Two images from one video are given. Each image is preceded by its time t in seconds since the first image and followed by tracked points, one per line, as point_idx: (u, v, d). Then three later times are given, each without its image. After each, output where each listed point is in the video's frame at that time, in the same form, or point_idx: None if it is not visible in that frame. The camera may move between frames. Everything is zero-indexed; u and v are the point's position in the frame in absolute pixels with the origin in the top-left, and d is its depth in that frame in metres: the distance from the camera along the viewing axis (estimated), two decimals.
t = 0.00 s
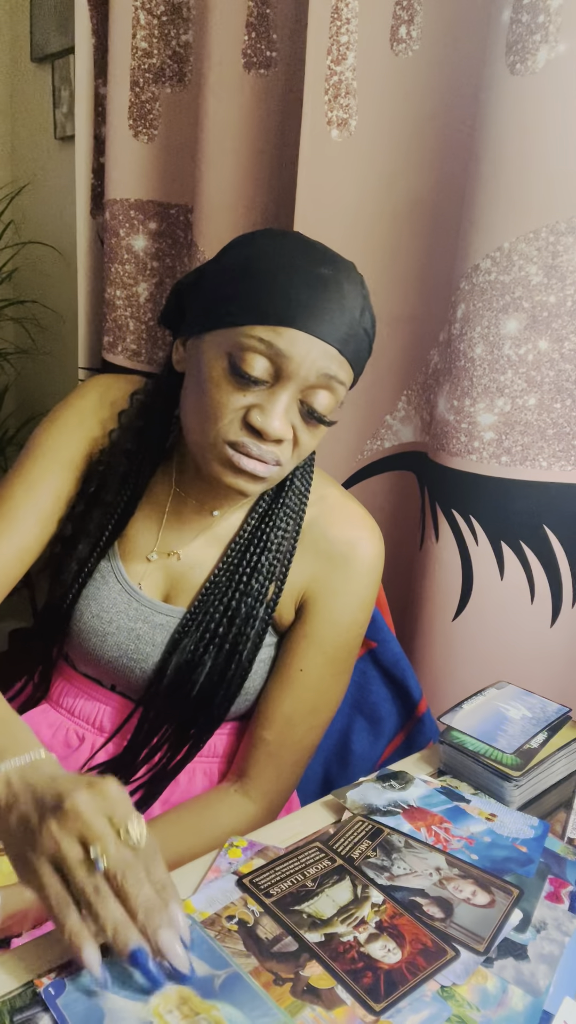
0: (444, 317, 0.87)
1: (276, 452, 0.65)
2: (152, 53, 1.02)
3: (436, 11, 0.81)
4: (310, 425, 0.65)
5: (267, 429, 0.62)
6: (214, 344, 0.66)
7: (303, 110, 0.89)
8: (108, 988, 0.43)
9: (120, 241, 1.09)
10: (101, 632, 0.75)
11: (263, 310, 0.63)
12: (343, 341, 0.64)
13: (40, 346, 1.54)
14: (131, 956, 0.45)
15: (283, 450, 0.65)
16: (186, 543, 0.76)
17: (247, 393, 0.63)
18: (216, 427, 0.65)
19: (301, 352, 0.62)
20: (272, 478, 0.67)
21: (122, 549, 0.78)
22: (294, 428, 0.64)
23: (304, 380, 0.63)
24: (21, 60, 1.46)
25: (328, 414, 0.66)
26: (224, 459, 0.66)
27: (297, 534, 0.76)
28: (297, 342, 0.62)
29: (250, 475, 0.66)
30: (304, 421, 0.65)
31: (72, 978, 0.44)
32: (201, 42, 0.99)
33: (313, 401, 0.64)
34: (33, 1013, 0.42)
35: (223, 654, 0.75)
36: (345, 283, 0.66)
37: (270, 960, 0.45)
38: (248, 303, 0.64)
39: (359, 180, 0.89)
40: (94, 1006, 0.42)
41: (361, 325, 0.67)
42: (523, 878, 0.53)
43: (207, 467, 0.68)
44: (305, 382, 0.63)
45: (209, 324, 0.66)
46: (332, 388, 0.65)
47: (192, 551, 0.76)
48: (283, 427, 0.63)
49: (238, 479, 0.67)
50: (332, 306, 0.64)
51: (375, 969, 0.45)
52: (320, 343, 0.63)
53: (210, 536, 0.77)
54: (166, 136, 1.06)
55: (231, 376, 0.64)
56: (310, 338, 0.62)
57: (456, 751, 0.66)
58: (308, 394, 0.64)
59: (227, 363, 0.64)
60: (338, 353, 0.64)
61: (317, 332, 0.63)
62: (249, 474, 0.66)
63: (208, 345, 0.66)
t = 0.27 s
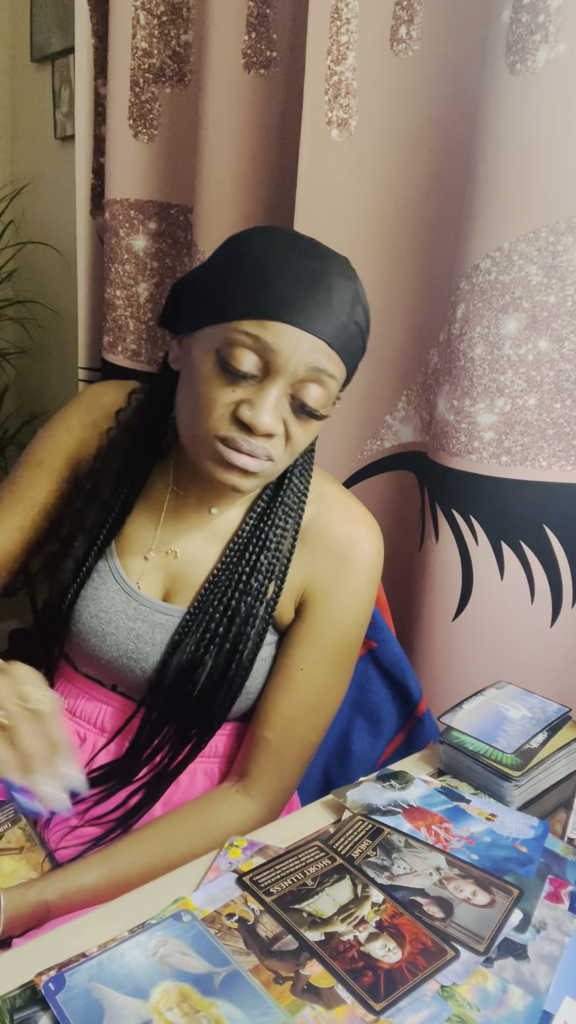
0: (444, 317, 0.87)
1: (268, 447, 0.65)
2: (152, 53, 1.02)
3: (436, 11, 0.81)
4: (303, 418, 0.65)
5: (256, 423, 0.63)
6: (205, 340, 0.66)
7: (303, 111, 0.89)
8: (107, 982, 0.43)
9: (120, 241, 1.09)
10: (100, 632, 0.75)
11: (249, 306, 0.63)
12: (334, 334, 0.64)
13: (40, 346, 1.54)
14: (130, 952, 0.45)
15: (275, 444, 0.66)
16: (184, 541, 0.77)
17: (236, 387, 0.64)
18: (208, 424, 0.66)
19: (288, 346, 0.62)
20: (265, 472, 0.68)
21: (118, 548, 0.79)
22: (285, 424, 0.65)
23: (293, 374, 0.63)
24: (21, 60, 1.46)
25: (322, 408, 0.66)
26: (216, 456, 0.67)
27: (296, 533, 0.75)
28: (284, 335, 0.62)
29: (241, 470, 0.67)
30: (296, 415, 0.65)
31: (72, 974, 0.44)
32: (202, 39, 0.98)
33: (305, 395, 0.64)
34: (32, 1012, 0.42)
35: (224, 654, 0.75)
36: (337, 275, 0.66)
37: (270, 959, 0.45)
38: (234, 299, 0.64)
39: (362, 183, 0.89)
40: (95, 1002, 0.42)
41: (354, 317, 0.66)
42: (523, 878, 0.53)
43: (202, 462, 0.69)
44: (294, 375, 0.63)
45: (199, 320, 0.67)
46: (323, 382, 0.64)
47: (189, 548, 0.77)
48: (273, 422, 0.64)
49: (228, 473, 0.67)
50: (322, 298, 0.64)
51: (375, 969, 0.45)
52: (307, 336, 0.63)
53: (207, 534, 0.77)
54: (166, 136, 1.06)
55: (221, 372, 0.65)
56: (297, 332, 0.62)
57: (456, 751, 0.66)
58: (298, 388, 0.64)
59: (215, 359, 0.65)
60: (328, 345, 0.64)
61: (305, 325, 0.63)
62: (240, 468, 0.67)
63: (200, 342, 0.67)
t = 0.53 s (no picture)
0: (444, 317, 0.88)
1: (227, 429, 0.67)
2: (152, 53, 1.03)
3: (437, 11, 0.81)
4: (263, 402, 0.65)
5: (214, 409, 0.65)
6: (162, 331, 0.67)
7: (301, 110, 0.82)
8: (107, 982, 0.43)
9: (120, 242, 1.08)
10: (83, 619, 0.76)
11: (207, 293, 0.63)
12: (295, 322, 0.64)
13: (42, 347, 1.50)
14: (130, 952, 0.45)
15: (235, 428, 0.67)
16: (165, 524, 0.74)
17: (194, 374, 0.65)
18: (171, 410, 0.69)
19: (239, 332, 0.63)
20: (228, 457, 0.69)
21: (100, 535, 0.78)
22: (245, 407, 0.65)
23: (246, 358, 0.64)
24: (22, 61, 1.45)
25: (282, 391, 0.65)
26: (180, 442, 0.70)
27: (271, 510, 0.72)
28: (235, 321, 0.63)
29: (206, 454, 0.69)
30: (255, 398, 0.65)
31: (71, 974, 0.43)
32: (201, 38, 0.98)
33: (264, 378, 0.64)
34: (32, 1012, 0.42)
35: (201, 637, 0.73)
36: (304, 261, 0.65)
37: (270, 960, 0.45)
38: (194, 288, 0.64)
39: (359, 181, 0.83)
40: (95, 1003, 0.42)
41: (318, 304, 0.65)
42: (523, 878, 0.53)
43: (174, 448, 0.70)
44: (249, 360, 0.64)
45: (164, 314, 0.66)
46: (280, 366, 0.64)
47: (171, 533, 0.74)
48: (231, 407, 0.65)
49: (192, 456, 0.70)
50: (287, 287, 0.63)
51: (375, 969, 0.45)
52: (261, 323, 0.63)
53: (185, 519, 0.74)
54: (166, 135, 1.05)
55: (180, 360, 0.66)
56: (249, 318, 0.63)
57: (455, 751, 0.66)
58: (256, 371, 0.64)
59: (173, 347, 0.66)
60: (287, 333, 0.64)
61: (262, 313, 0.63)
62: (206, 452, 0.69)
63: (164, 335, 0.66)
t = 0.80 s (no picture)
0: (444, 317, 0.90)
1: (181, 408, 0.61)
2: (152, 53, 1.02)
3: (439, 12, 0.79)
4: (214, 380, 0.60)
5: (165, 388, 0.59)
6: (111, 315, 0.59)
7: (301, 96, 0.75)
8: (107, 982, 0.43)
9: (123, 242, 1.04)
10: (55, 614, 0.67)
11: (145, 270, 0.57)
12: (241, 300, 0.58)
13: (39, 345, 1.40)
14: (130, 952, 0.45)
15: (190, 408, 0.61)
16: (134, 510, 0.66)
17: (143, 358, 0.58)
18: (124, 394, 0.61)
19: (183, 309, 0.57)
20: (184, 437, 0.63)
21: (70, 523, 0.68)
22: (197, 384, 0.60)
23: (193, 336, 0.58)
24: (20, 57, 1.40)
25: (232, 369, 0.61)
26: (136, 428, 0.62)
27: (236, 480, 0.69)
28: (177, 298, 0.57)
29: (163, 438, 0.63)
30: (206, 380, 0.60)
31: (71, 974, 0.43)
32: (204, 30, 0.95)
33: (213, 359, 0.59)
34: (32, 1012, 0.42)
35: (177, 616, 0.68)
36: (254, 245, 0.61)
37: (270, 960, 0.45)
38: (129, 261, 0.57)
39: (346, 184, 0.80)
40: (95, 1003, 0.42)
41: (265, 281, 0.60)
42: (523, 877, 0.53)
43: (127, 439, 0.63)
44: (195, 342, 0.58)
45: (102, 292, 0.59)
46: (227, 345, 0.59)
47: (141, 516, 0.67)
48: (183, 386, 0.59)
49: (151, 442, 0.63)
50: (233, 265, 0.58)
51: (375, 969, 0.45)
52: (203, 301, 0.57)
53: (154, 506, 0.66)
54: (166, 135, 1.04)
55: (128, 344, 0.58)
56: (190, 296, 0.57)
57: (455, 751, 0.66)
58: (204, 352, 0.59)
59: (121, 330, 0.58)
60: (232, 312, 0.58)
61: (205, 291, 0.57)
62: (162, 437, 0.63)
63: (111, 318, 0.59)
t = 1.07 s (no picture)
0: (444, 317, 0.87)
1: (159, 399, 0.65)
2: (152, 53, 1.02)
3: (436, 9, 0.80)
4: (191, 369, 0.64)
5: (142, 379, 0.63)
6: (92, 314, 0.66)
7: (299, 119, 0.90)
8: (107, 982, 0.43)
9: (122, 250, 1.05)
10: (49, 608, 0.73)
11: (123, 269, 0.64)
12: (215, 292, 0.64)
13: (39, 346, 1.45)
14: (130, 952, 0.45)
15: (167, 397, 0.65)
16: (121, 498, 0.75)
17: (122, 348, 0.64)
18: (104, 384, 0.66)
19: (158, 301, 0.62)
20: (164, 427, 0.67)
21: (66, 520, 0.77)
22: (174, 375, 0.64)
23: (169, 327, 0.63)
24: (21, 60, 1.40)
25: (209, 359, 0.65)
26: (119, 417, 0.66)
27: (218, 466, 0.73)
28: (154, 291, 0.63)
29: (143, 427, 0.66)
30: (182, 367, 0.64)
31: (71, 974, 0.43)
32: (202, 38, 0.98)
33: (189, 347, 0.63)
34: (32, 1012, 0.42)
35: (163, 597, 0.70)
36: (226, 236, 0.66)
37: (270, 960, 0.45)
38: (113, 264, 0.65)
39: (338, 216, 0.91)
40: (95, 1003, 0.42)
41: (238, 274, 0.66)
42: (523, 877, 0.53)
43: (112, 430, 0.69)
44: (171, 329, 0.63)
45: (92, 296, 0.67)
46: (203, 333, 0.64)
47: (126, 505, 0.75)
48: (160, 377, 0.63)
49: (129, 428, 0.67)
50: (207, 258, 0.64)
51: (375, 969, 0.45)
52: (179, 292, 0.63)
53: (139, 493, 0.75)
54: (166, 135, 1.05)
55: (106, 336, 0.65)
56: (167, 288, 0.63)
57: (456, 751, 0.66)
58: (182, 339, 0.63)
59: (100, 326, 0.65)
60: (206, 303, 0.63)
61: (181, 282, 0.62)
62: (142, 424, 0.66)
63: (92, 314, 0.66)
